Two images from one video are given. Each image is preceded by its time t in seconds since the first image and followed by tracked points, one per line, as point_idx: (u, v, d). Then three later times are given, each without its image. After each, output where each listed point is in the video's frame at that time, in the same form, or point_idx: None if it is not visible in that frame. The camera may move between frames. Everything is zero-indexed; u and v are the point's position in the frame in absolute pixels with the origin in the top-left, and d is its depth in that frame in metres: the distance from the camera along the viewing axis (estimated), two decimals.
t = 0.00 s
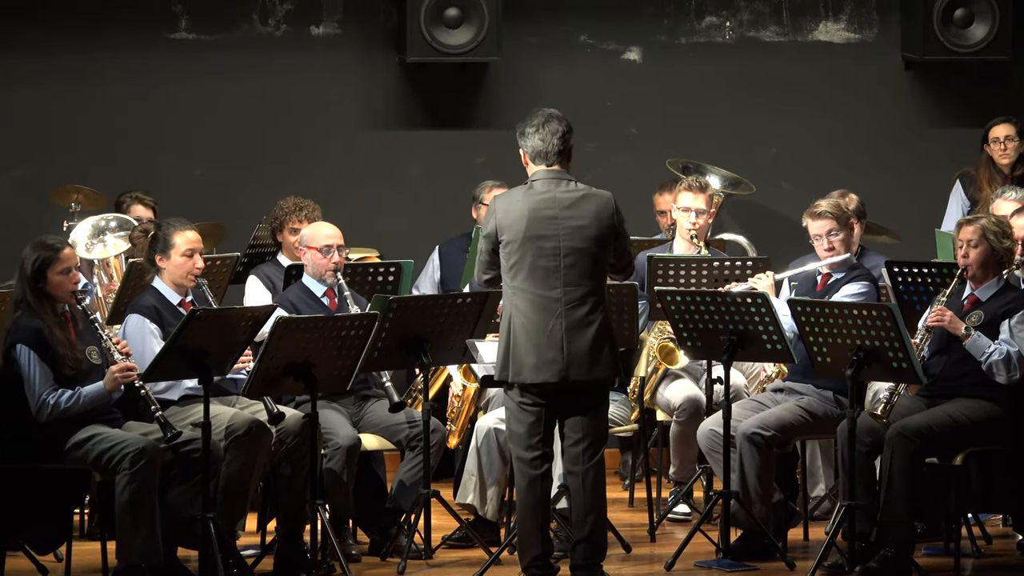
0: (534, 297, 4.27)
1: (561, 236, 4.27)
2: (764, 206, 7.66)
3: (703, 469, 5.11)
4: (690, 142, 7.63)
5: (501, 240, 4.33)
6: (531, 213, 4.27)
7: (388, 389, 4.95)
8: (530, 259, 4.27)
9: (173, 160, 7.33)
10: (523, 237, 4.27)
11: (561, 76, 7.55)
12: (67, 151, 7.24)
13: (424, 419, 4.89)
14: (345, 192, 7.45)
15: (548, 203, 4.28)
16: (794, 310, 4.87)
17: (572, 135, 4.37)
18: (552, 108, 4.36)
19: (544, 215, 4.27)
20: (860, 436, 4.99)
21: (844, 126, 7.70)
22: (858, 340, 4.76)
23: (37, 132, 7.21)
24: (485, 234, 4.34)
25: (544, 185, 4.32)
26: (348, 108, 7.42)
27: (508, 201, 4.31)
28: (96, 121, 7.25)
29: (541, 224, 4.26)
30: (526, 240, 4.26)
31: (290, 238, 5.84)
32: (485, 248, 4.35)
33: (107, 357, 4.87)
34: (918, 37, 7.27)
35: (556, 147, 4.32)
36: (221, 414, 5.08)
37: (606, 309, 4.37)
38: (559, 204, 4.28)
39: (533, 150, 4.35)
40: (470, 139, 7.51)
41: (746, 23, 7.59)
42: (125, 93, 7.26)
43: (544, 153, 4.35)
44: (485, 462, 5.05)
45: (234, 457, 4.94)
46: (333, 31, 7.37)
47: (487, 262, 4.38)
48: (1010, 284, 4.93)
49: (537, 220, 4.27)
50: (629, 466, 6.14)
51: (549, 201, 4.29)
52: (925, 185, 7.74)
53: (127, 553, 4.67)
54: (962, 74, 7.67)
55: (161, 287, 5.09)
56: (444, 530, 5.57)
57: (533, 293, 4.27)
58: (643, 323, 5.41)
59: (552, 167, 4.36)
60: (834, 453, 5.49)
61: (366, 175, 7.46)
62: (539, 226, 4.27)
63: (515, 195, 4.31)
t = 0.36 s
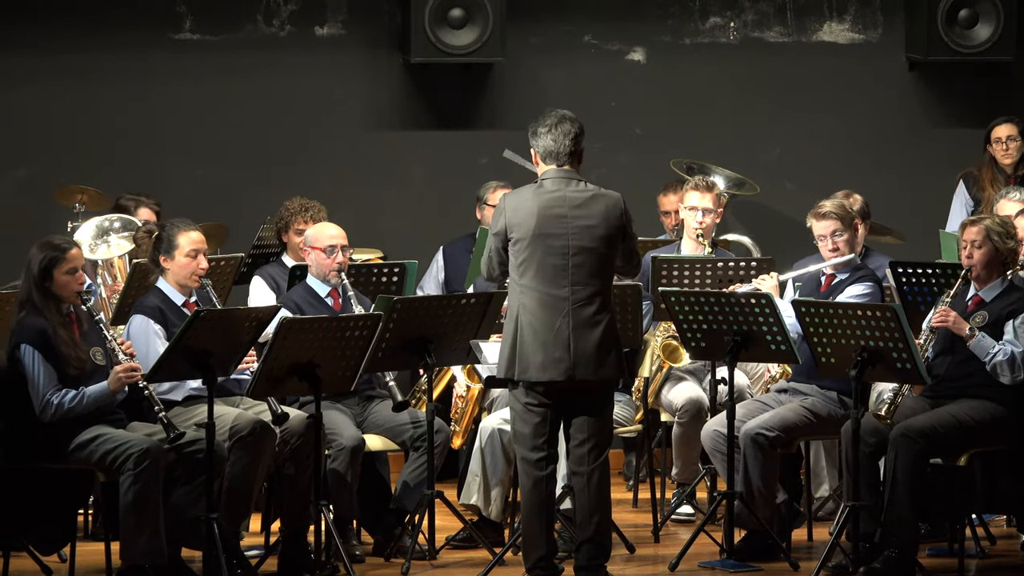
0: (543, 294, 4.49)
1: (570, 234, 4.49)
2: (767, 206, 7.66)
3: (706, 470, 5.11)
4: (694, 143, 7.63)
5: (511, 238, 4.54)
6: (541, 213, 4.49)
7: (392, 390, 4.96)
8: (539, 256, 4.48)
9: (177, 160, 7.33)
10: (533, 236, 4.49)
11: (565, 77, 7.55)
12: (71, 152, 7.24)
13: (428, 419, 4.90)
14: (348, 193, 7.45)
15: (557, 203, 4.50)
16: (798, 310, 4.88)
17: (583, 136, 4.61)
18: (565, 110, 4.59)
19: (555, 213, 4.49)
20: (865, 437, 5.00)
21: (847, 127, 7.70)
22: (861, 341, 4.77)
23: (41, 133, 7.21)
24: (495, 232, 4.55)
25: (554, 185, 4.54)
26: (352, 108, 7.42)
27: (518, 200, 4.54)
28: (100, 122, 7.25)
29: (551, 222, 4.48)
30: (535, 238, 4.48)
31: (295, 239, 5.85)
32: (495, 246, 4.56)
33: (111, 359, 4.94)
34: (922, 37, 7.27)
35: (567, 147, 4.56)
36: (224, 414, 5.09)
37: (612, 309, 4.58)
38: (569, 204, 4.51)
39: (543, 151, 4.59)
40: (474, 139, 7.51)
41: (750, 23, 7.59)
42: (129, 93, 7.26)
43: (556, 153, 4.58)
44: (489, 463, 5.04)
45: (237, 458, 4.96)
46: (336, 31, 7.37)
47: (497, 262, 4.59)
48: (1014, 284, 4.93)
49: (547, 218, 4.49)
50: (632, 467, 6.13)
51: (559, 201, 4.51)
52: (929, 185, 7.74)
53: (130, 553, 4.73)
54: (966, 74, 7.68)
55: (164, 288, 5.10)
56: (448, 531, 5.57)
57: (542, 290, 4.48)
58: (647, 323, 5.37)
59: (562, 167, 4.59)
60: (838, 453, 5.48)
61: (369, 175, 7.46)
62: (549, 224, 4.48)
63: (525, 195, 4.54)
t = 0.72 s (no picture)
0: (549, 294, 4.35)
1: (578, 233, 4.35)
2: (775, 204, 7.51)
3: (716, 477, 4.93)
4: (702, 138, 7.48)
5: (517, 236, 4.40)
6: (548, 211, 4.35)
7: (392, 393, 4.81)
8: (546, 255, 4.34)
9: (176, 156, 7.19)
10: (540, 234, 4.35)
11: (571, 72, 7.41)
12: (68, 147, 7.11)
13: (428, 423, 4.75)
14: (349, 190, 7.30)
15: (566, 201, 4.37)
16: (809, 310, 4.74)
17: (593, 132, 4.46)
18: (576, 105, 4.44)
19: (562, 211, 4.35)
20: (880, 441, 4.84)
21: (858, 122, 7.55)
22: (875, 342, 4.63)
23: (39, 127, 7.08)
24: (500, 229, 4.41)
25: (562, 182, 4.41)
26: (354, 103, 7.28)
27: (525, 197, 4.40)
28: (98, 116, 7.12)
29: (558, 220, 4.35)
30: (542, 236, 4.34)
31: (294, 238, 5.71)
32: (500, 244, 4.42)
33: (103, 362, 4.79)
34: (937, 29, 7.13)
35: (576, 144, 4.41)
36: (219, 418, 4.96)
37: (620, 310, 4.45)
38: (577, 201, 4.37)
39: (552, 148, 4.44)
40: (477, 135, 7.37)
41: (759, 15, 7.45)
42: (127, 87, 7.13)
43: (564, 149, 4.43)
44: (491, 468, 4.89)
45: (232, 464, 4.81)
46: (335, 23, 7.23)
47: (497, 259, 4.44)
48: None
49: (554, 216, 4.35)
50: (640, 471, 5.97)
51: (567, 198, 4.37)
52: (942, 184, 7.59)
53: (123, 562, 4.61)
54: (981, 69, 7.53)
55: (157, 287, 4.96)
56: (450, 538, 5.41)
57: (548, 290, 4.34)
58: (654, 323, 5.17)
59: (571, 164, 4.45)
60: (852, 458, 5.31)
61: (370, 172, 7.31)
62: (556, 223, 4.35)
63: (532, 192, 4.40)
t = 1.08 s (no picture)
0: (557, 294, 4.12)
1: (588, 230, 4.12)
2: (787, 200, 7.29)
3: (731, 487, 4.70)
4: (712, 131, 7.25)
5: (523, 233, 4.18)
6: (556, 206, 4.13)
7: (390, 400, 4.58)
8: (553, 253, 4.12)
9: (171, 147, 6.96)
10: (547, 230, 4.13)
11: (580, 62, 7.18)
12: (59, 139, 6.88)
13: (428, 430, 4.51)
14: (348, 185, 7.07)
15: (575, 196, 4.14)
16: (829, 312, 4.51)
17: (603, 125, 4.24)
18: (586, 96, 4.22)
19: (571, 207, 4.13)
20: (903, 449, 4.60)
21: (876, 115, 7.31)
22: (899, 346, 4.39)
23: (30, 118, 6.85)
24: (506, 225, 4.19)
25: (572, 176, 4.18)
26: (355, 94, 7.04)
27: (532, 192, 4.18)
28: (91, 107, 6.89)
29: (567, 216, 4.12)
30: (550, 233, 4.12)
31: (288, 237, 5.47)
32: (505, 241, 4.20)
33: (87, 365, 4.57)
34: (963, 19, 6.90)
35: (588, 136, 4.19)
36: (209, 425, 4.73)
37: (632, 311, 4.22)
38: (587, 196, 4.14)
39: (561, 140, 4.21)
40: (481, 129, 7.14)
41: (777, 2, 7.22)
42: (117, 78, 6.89)
43: (575, 141, 4.20)
44: (495, 478, 4.65)
45: (223, 473, 4.59)
46: (330, 11, 7.00)
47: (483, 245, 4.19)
48: None
49: (563, 212, 4.13)
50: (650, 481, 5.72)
51: (576, 193, 4.15)
52: (965, 179, 7.33)
53: None
54: (1009, 59, 7.28)
55: (144, 288, 4.72)
56: (451, 552, 5.16)
57: (556, 289, 4.12)
58: (665, 325, 4.90)
59: (581, 158, 4.22)
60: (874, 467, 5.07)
61: (370, 166, 7.08)
62: (564, 219, 4.12)
63: (540, 187, 4.17)
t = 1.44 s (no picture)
0: (567, 296, 3.90)
1: (601, 229, 3.90)
2: (806, 194, 6.94)
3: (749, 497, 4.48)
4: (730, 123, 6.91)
5: (531, 231, 3.96)
6: (567, 203, 3.90)
7: (391, 406, 4.36)
8: (564, 253, 3.90)
9: (165, 139, 6.72)
10: (557, 229, 3.90)
11: (592, 51, 6.89)
12: (50, 131, 6.66)
13: (431, 437, 4.29)
14: (348, 178, 6.81)
15: (586, 192, 3.91)
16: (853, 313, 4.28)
17: (616, 118, 4.02)
18: (598, 88, 4.01)
19: (583, 205, 3.90)
20: (929, 457, 4.38)
21: (903, 104, 6.95)
22: (925, 349, 4.17)
23: (15, 107, 6.63)
24: (513, 224, 3.96)
25: (583, 171, 3.95)
26: (355, 84, 6.79)
27: (541, 189, 3.95)
28: (82, 98, 6.66)
29: (578, 214, 3.90)
30: (559, 232, 3.90)
31: (284, 235, 5.27)
32: (513, 241, 3.97)
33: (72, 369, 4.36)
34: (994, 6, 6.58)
35: (600, 128, 3.97)
36: (200, 432, 4.50)
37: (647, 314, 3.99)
38: (601, 193, 3.92)
39: (572, 133, 4.00)
40: (486, 120, 6.86)
41: None
42: (107, 68, 6.66)
43: (587, 134, 3.98)
44: (501, 488, 4.44)
45: (215, 482, 4.38)
46: None
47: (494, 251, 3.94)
48: None
49: (573, 209, 3.90)
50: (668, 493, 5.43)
51: (588, 189, 3.92)
52: (997, 175, 6.97)
53: None
54: None
55: (132, 288, 4.50)
56: (455, 565, 4.91)
57: (566, 291, 3.90)
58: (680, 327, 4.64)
59: (593, 152, 4.00)
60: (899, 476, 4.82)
61: (371, 159, 6.82)
62: (575, 217, 3.90)
63: (549, 183, 3.95)
